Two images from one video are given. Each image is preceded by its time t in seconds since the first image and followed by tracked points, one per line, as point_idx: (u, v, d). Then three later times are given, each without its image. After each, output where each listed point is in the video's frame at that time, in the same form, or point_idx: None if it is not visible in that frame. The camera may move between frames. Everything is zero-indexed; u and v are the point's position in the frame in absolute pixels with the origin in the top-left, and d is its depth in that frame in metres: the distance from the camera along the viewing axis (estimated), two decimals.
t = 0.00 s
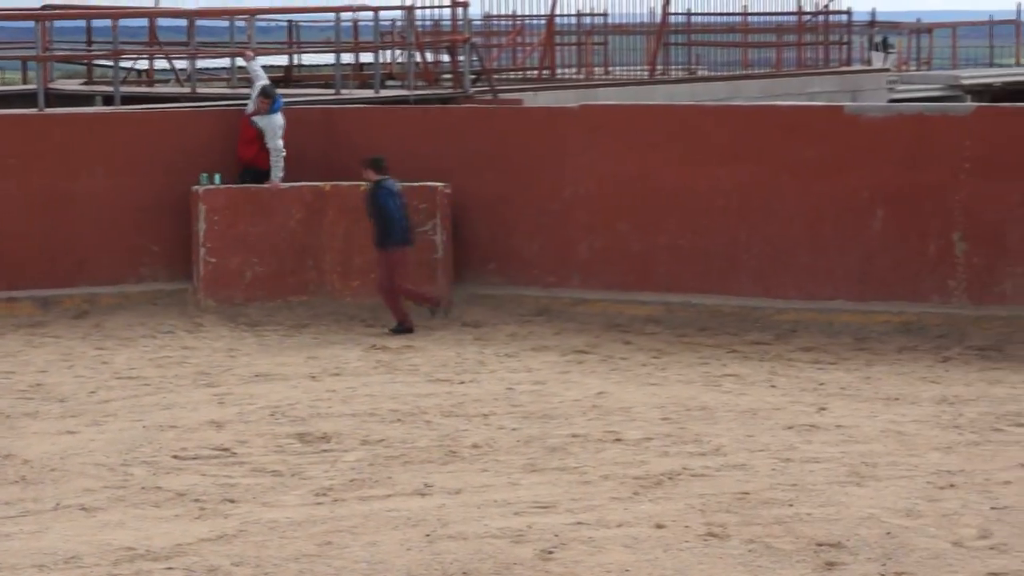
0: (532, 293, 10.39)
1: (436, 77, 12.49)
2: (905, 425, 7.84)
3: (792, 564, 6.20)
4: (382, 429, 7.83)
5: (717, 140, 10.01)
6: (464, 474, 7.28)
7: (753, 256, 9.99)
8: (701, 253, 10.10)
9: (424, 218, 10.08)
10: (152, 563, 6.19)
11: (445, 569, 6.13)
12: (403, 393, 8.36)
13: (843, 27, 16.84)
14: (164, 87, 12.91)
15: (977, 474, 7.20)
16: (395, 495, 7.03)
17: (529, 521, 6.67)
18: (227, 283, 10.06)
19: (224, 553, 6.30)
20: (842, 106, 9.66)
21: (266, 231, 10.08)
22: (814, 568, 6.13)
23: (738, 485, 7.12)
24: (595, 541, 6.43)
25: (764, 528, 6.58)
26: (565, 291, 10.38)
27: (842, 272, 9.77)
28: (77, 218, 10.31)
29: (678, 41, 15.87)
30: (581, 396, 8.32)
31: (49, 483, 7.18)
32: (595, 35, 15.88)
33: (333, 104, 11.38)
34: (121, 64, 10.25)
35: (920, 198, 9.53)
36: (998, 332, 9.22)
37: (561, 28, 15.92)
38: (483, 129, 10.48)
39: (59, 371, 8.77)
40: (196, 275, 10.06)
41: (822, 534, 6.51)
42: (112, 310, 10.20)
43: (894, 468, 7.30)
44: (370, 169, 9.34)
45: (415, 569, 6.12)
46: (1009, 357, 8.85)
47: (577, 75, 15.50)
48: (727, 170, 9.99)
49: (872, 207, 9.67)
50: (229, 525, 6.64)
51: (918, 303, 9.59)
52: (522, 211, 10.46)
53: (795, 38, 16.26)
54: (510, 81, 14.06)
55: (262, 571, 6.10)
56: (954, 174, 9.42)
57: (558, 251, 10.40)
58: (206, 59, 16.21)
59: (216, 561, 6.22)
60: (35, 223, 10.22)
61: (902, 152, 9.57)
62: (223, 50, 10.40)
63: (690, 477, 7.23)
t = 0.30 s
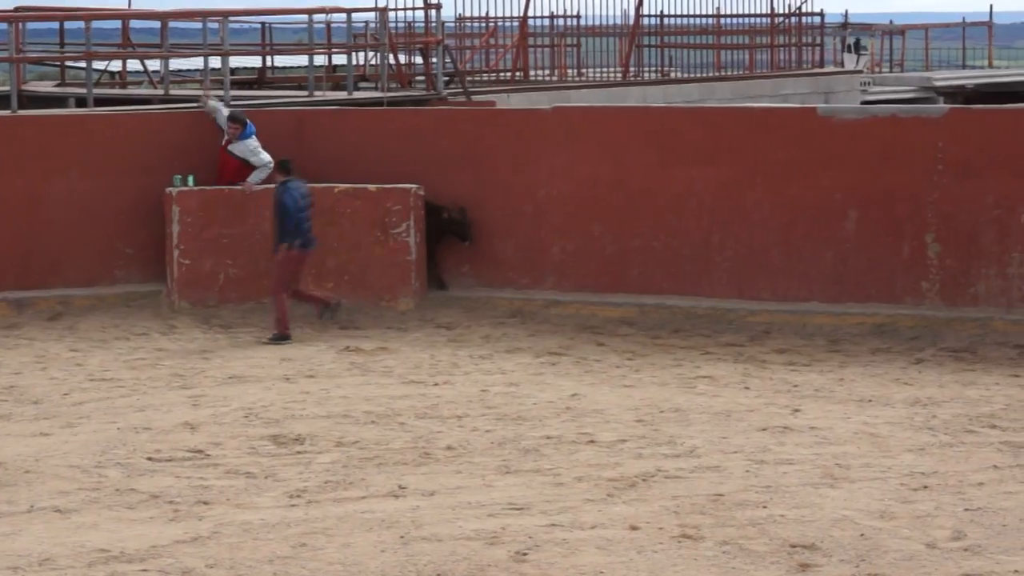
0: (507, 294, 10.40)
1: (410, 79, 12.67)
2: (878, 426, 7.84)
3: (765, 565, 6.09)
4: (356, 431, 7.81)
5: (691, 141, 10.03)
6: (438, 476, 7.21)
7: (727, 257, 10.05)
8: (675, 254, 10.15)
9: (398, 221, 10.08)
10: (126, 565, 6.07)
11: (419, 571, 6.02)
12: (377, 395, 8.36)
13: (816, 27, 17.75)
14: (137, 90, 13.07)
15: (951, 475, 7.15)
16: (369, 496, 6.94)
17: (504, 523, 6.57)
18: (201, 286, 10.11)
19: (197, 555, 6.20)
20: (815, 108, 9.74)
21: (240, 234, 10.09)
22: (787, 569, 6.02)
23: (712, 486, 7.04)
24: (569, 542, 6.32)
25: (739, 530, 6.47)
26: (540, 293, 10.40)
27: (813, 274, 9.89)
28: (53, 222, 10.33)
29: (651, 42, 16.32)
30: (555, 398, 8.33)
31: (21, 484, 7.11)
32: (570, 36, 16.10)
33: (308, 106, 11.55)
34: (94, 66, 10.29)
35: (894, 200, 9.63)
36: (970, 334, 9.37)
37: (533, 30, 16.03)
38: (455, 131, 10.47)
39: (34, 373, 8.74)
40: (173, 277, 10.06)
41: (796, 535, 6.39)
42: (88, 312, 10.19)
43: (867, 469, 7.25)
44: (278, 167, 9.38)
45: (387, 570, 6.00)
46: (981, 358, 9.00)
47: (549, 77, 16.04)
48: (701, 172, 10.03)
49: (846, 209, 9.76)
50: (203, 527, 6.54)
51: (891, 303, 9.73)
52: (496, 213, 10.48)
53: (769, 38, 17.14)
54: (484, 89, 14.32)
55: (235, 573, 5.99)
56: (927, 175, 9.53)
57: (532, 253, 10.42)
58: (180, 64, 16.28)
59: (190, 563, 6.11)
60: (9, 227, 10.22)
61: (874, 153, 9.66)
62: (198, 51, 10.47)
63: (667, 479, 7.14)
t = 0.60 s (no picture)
0: (505, 297, 10.39)
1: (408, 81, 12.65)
2: (878, 428, 7.84)
3: (765, 567, 6.09)
4: (356, 434, 7.80)
5: (691, 143, 10.03)
6: (438, 478, 7.20)
7: (726, 259, 10.05)
8: (674, 256, 10.15)
9: (397, 223, 10.06)
10: (126, 567, 6.07)
11: (419, 573, 6.01)
12: (377, 397, 8.36)
13: (812, 30, 17.75)
14: (136, 92, 13.12)
15: (951, 477, 7.15)
16: (369, 498, 6.93)
17: (505, 525, 6.56)
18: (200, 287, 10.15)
19: (197, 557, 6.19)
20: (815, 110, 9.76)
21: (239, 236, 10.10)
22: (788, 571, 6.02)
23: (712, 488, 7.04)
24: (569, 544, 6.32)
25: (740, 531, 6.47)
26: (539, 295, 10.40)
27: (813, 277, 9.89)
28: (51, 224, 10.33)
29: (650, 44, 16.22)
30: (555, 400, 8.33)
31: (21, 485, 7.10)
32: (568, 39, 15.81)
33: (307, 108, 11.57)
34: (90, 67, 10.28)
35: (894, 202, 9.65)
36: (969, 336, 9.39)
37: (532, 32, 16.01)
38: (455, 134, 10.47)
39: (32, 375, 8.74)
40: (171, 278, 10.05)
41: (796, 537, 6.39)
42: (87, 314, 10.18)
43: (867, 471, 7.25)
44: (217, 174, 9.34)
45: (387, 572, 6.00)
46: (980, 360, 9.02)
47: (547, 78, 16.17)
48: (700, 174, 10.03)
49: (846, 210, 9.78)
50: (203, 529, 6.53)
51: (890, 305, 9.74)
52: (494, 215, 10.47)
53: (768, 40, 17.23)
54: (481, 90, 14.36)
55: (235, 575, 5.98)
56: (927, 177, 9.55)
57: (531, 254, 10.42)
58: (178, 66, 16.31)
59: (190, 565, 6.10)
60: (7, 229, 10.22)
61: (875, 156, 9.69)
62: (196, 52, 10.47)
63: (667, 482, 7.14)
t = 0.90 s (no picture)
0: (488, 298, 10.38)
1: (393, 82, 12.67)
2: (861, 429, 7.86)
3: (749, 567, 6.10)
4: (340, 436, 7.79)
5: (674, 144, 10.05)
6: (422, 480, 7.19)
7: (710, 260, 10.06)
8: (658, 258, 10.16)
9: (382, 225, 10.06)
10: (108, 571, 6.05)
11: None
12: (360, 399, 8.36)
13: (795, 32, 17.80)
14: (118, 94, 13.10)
15: (933, 477, 7.17)
16: (353, 500, 6.93)
17: (488, 526, 6.57)
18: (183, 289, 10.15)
19: (180, 560, 6.18)
20: (798, 112, 9.78)
21: (222, 237, 10.09)
22: (771, 571, 6.04)
23: (695, 489, 7.04)
24: (553, 545, 6.32)
25: (723, 532, 6.48)
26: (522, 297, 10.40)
27: (796, 277, 9.92)
28: (34, 227, 10.30)
29: (635, 46, 16.35)
30: (539, 402, 8.33)
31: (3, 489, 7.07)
32: (552, 41, 15.97)
33: (291, 109, 11.56)
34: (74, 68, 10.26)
35: (877, 203, 9.70)
36: (950, 337, 9.44)
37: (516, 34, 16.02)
38: (437, 136, 10.46)
39: (14, 378, 8.72)
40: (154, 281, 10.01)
41: (779, 537, 6.41)
42: (69, 317, 10.15)
43: (850, 471, 7.26)
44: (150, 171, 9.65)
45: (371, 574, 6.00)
46: (962, 360, 9.07)
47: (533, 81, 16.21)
48: (684, 175, 10.05)
49: (829, 212, 9.82)
50: (186, 532, 6.51)
51: (873, 305, 9.78)
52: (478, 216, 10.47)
53: (751, 42, 17.22)
54: (466, 92, 14.38)
55: None
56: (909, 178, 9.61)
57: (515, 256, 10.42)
58: (161, 68, 16.28)
59: (174, 568, 6.09)
60: None
61: (857, 157, 9.73)
62: (179, 54, 10.45)
63: (650, 483, 7.15)
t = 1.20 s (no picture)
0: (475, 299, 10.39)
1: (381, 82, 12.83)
2: (847, 428, 7.87)
3: (734, 567, 6.10)
4: (326, 436, 7.79)
5: (659, 144, 10.05)
6: (408, 480, 7.19)
7: (696, 260, 10.07)
8: (643, 258, 10.17)
9: (367, 225, 10.06)
10: (95, 571, 6.05)
11: None
12: (346, 399, 8.36)
13: (782, 32, 17.82)
14: (104, 95, 13.11)
15: (919, 476, 7.17)
16: (338, 501, 6.93)
17: (474, 526, 6.57)
18: (169, 289, 10.10)
19: (166, 560, 6.18)
20: (783, 111, 9.80)
21: (208, 238, 10.07)
22: (757, 571, 6.04)
23: (680, 489, 7.04)
24: (539, 545, 6.33)
25: (709, 532, 6.49)
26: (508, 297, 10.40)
27: (782, 277, 9.92)
28: (20, 229, 10.31)
29: (620, 45, 16.35)
30: (525, 402, 8.34)
31: None
32: (539, 41, 15.82)
33: (276, 109, 11.56)
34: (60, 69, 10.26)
35: (862, 202, 9.72)
36: (937, 337, 9.45)
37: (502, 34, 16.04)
38: (423, 136, 10.46)
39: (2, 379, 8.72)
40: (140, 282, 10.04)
41: (765, 537, 6.41)
42: (57, 317, 10.14)
43: (836, 471, 7.26)
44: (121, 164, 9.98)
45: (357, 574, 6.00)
46: (948, 360, 9.08)
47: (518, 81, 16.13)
48: (669, 175, 10.06)
49: (814, 212, 9.83)
50: (172, 532, 6.51)
51: (858, 305, 9.80)
52: (464, 216, 10.46)
53: (737, 41, 17.23)
54: (453, 92, 14.40)
55: None
56: (895, 178, 9.63)
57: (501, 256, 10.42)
58: (146, 68, 16.27)
59: (160, 568, 6.09)
60: None
61: (842, 157, 9.74)
62: (166, 54, 10.45)
63: (635, 482, 7.15)
